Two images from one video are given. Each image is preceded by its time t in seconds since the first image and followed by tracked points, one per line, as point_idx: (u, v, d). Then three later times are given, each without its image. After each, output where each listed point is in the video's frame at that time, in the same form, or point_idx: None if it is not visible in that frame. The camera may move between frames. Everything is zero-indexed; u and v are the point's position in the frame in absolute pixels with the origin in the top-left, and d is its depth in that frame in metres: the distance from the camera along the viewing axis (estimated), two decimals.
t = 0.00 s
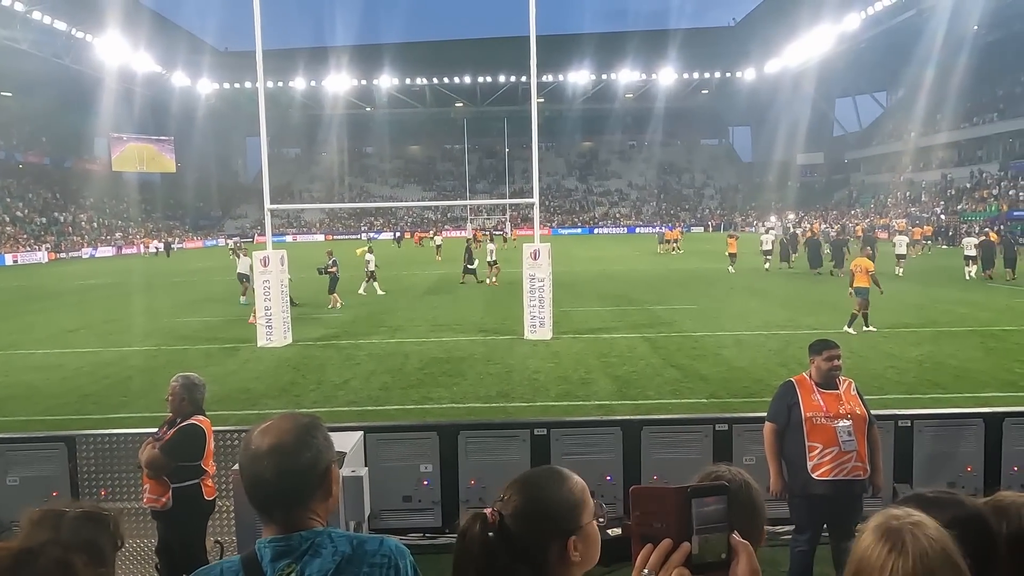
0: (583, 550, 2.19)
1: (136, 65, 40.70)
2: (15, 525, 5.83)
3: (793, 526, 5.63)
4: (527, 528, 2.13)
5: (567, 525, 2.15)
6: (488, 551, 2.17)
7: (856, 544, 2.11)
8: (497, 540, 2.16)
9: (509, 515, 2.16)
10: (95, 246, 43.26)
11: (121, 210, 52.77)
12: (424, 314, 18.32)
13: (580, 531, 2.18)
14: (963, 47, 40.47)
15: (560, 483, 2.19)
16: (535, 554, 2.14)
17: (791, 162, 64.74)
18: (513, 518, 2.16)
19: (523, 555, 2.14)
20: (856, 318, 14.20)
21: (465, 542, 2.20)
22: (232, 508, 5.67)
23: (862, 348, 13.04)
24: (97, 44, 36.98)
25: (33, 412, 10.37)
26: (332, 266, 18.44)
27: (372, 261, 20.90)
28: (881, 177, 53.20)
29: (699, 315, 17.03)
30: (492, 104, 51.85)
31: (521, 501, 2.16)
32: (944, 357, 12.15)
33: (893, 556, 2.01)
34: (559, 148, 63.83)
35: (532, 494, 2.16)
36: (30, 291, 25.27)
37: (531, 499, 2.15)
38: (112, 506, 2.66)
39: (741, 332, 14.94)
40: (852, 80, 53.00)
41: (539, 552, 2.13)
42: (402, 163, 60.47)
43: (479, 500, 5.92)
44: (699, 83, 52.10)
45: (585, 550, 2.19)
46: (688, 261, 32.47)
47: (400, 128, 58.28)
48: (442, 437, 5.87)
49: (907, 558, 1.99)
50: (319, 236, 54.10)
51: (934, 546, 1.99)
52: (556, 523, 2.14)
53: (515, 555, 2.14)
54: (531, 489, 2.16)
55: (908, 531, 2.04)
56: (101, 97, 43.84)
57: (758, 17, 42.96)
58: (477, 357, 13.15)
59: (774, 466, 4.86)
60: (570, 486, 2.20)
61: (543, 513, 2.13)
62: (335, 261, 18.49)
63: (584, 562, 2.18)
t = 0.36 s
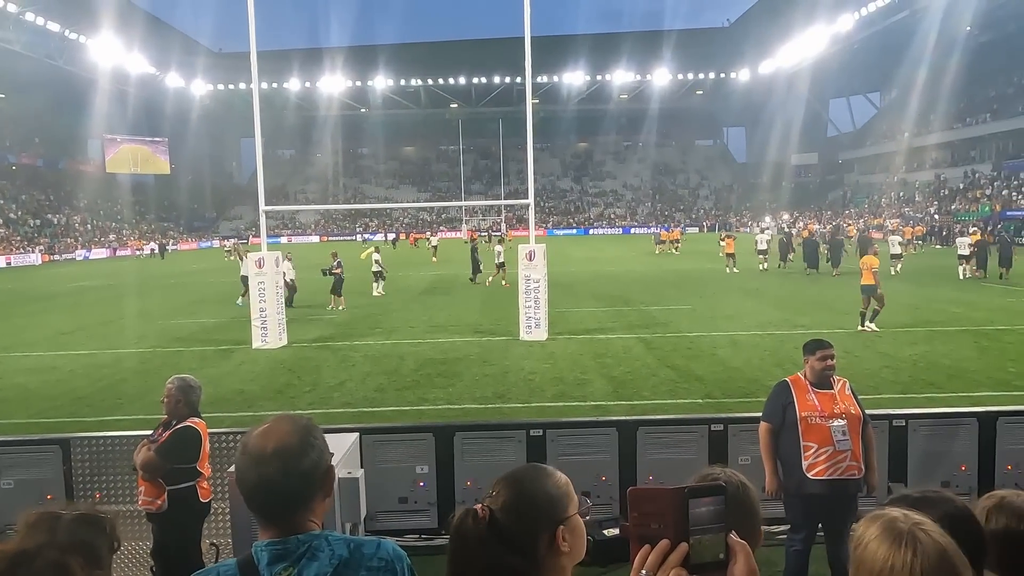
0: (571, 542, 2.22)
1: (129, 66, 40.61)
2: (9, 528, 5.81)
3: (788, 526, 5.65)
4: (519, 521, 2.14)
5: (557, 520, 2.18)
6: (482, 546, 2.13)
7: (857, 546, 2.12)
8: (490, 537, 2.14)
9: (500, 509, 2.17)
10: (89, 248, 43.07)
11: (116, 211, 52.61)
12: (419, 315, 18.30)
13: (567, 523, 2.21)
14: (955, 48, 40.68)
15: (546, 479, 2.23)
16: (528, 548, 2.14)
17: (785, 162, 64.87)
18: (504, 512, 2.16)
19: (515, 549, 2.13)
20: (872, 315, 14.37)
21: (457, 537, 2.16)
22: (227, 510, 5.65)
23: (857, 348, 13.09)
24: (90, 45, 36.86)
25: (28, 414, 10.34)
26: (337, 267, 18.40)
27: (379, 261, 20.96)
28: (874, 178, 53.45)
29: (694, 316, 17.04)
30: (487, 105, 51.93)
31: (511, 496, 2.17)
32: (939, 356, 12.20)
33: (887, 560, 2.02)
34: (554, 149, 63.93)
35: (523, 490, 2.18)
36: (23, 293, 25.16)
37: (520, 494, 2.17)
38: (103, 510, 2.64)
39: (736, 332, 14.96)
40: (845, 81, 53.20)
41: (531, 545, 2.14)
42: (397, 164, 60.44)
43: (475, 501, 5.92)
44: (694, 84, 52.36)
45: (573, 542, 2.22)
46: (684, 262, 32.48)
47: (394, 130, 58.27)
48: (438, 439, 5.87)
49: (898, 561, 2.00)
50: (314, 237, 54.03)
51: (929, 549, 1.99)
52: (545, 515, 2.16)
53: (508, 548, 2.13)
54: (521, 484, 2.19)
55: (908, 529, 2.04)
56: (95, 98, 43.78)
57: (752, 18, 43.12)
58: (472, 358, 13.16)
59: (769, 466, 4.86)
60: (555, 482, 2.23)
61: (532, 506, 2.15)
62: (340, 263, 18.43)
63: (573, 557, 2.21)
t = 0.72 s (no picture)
0: (568, 529, 2.20)
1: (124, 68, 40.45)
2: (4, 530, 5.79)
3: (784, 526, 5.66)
4: (516, 510, 2.15)
5: (556, 509, 2.17)
6: (485, 532, 2.16)
7: (850, 543, 2.12)
8: (493, 525, 2.14)
9: (499, 494, 2.19)
10: (84, 250, 42.85)
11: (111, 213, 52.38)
12: (415, 317, 18.28)
13: (565, 511, 2.19)
14: (950, 49, 40.74)
15: (545, 469, 2.23)
16: (528, 538, 2.14)
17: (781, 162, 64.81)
18: (503, 499, 2.17)
19: (513, 535, 2.14)
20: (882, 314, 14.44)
21: (462, 523, 2.20)
22: (223, 512, 5.63)
23: (852, 348, 13.10)
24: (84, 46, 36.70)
25: (23, 416, 10.30)
26: (343, 267, 18.37)
27: (388, 261, 20.96)
28: (870, 178, 53.50)
29: (690, 317, 17.04)
30: (483, 106, 51.94)
31: (511, 482, 2.19)
32: (934, 356, 12.22)
33: (880, 559, 2.01)
34: (550, 150, 63.95)
35: (524, 477, 2.18)
36: (16, 296, 25.01)
37: (520, 480, 2.18)
38: (98, 514, 2.62)
39: (732, 333, 14.98)
40: (841, 81, 53.27)
41: (529, 530, 2.14)
42: (392, 166, 60.43)
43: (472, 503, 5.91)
44: (689, 86, 52.50)
45: (570, 531, 2.19)
46: (680, 262, 32.46)
47: (390, 130, 58.10)
48: (434, 440, 5.87)
49: (890, 560, 2.00)
50: (310, 239, 53.84)
51: (923, 546, 1.99)
52: (543, 505, 2.15)
53: (505, 536, 2.15)
54: (522, 473, 2.19)
55: (896, 528, 2.04)
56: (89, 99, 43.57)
57: (748, 20, 43.18)
58: (468, 359, 13.15)
59: (764, 466, 4.87)
60: (555, 473, 2.23)
61: (531, 493, 2.16)
62: (347, 263, 18.40)
63: (571, 545, 2.19)
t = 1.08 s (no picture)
0: (564, 527, 2.18)
1: (120, 69, 40.36)
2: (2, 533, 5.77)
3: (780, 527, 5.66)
4: (514, 506, 2.15)
5: (555, 508, 2.17)
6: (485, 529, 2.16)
7: (849, 542, 2.12)
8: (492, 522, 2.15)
9: (497, 493, 2.19)
10: (81, 252, 42.73)
11: (107, 215, 52.22)
12: (413, 318, 18.27)
13: (561, 508, 2.18)
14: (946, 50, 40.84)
15: (544, 469, 2.22)
16: (526, 535, 2.14)
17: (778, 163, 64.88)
18: (501, 497, 2.17)
19: (510, 531, 2.15)
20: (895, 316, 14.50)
21: (467, 522, 2.20)
22: (221, 514, 5.62)
23: (850, 349, 13.13)
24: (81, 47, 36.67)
25: (20, 419, 10.28)
26: (350, 269, 18.35)
27: (397, 262, 20.98)
28: (867, 179, 53.60)
29: (688, 317, 17.04)
30: (480, 107, 51.99)
31: (508, 480, 2.19)
32: (931, 356, 12.25)
33: (881, 558, 2.00)
34: (547, 151, 64.00)
35: (521, 477, 2.18)
36: (12, 298, 24.91)
37: (517, 479, 2.18)
38: (95, 517, 2.62)
39: (729, 333, 15.00)
40: (838, 82, 53.38)
41: (525, 528, 2.14)
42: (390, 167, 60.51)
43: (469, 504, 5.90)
44: (686, 86, 52.59)
45: (567, 529, 2.18)
46: (677, 262, 32.48)
47: (388, 132, 58.13)
48: (431, 442, 5.87)
49: (891, 558, 2.00)
50: (307, 240, 53.76)
51: (925, 544, 1.99)
52: (540, 502, 2.15)
53: (502, 531, 2.16)
54: (520, 473, 2.19)
55: (897, 527, 2.04)
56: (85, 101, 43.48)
57: (745, 20, 43.24)
58: (466, 361, 13.14)
59: (758, 467, 4.88)
60: (554, 471, 2.23)
61: (528, 490, 2.16)
62: (353, 264, 18.37)
63: (569, 542, 2.18)
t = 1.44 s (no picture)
0: (574, 535, 2.20)
1: (118, 70, 40.29)
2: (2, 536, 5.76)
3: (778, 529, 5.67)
4: (522, 515, 2.14)
5: (562, 513, 2.17)
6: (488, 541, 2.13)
7: (854, 541, 2.13)
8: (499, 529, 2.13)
9: (503, 501, 2.18)
10: (79, 254, 42.65)
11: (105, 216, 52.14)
12: (412, 319, 18.26)
13: (571, 515, 2.19)
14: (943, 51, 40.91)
15: (550, 475, 2.22)
16: (535, 541, 2.13)
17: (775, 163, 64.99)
18: (507, 505, 2.17)
19: (516, 541, 2.14)
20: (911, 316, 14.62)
21: (470, 532, 2.15)
22: (221, 516, 5.62)
23: (849, 350, 13.15)
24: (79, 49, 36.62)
25: (19, 421, 10.27)
26: (358, 270, 18.31)
27: (409, 263, 21.02)
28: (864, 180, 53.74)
29: (687, 318, 17.05)
30: (478, 108, 52.04)
31: (515, 489, 2.18)
32: (930, 357, 12.27)
33: (889, 559, 2.00)
34: (545, 153, 64.10)
35: (528, 482, 2.18)
36: (10, 300, 24.89)
37: (525, 487, 2.17)
38: (98, 519, 2.61)
39: (728, 334, 15.02)
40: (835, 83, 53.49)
41: (532, 535, 2.13)
42: (388, 168, 60.64)
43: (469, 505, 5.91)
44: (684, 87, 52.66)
45: (576, 536, 2.20)
46: (675, 263, 32.55)
47: (386, 133, 58.17)
48: (432, 444, 5.86)
49: (899, 558, 2.00)
50: (306, 242, 53.84)
51: (932, 545, 2.00)
52: (547, 510, 2.15)
53: (511, 541, 2.13)
54: (526, 477, 2.18)
55: (904, 528, 2.05)
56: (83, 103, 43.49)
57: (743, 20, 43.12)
58: (465, 362, 13.14)
59: (750, 469, 4.88)
60: (560, 476, 2.23)
61: (537, 497, 2.15)
62: (360, 266, 18.34)
63: (577, 547, 2.19)
